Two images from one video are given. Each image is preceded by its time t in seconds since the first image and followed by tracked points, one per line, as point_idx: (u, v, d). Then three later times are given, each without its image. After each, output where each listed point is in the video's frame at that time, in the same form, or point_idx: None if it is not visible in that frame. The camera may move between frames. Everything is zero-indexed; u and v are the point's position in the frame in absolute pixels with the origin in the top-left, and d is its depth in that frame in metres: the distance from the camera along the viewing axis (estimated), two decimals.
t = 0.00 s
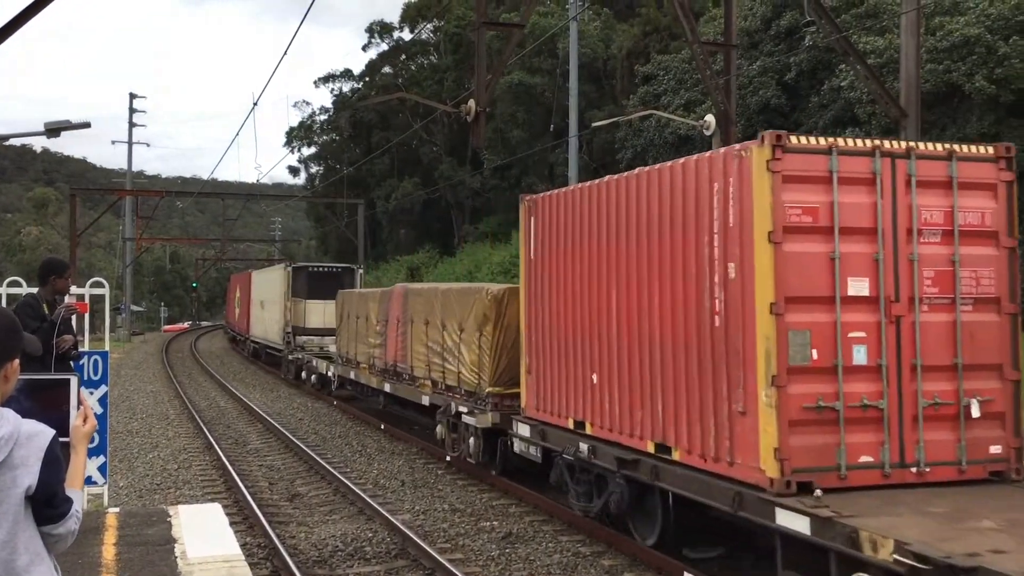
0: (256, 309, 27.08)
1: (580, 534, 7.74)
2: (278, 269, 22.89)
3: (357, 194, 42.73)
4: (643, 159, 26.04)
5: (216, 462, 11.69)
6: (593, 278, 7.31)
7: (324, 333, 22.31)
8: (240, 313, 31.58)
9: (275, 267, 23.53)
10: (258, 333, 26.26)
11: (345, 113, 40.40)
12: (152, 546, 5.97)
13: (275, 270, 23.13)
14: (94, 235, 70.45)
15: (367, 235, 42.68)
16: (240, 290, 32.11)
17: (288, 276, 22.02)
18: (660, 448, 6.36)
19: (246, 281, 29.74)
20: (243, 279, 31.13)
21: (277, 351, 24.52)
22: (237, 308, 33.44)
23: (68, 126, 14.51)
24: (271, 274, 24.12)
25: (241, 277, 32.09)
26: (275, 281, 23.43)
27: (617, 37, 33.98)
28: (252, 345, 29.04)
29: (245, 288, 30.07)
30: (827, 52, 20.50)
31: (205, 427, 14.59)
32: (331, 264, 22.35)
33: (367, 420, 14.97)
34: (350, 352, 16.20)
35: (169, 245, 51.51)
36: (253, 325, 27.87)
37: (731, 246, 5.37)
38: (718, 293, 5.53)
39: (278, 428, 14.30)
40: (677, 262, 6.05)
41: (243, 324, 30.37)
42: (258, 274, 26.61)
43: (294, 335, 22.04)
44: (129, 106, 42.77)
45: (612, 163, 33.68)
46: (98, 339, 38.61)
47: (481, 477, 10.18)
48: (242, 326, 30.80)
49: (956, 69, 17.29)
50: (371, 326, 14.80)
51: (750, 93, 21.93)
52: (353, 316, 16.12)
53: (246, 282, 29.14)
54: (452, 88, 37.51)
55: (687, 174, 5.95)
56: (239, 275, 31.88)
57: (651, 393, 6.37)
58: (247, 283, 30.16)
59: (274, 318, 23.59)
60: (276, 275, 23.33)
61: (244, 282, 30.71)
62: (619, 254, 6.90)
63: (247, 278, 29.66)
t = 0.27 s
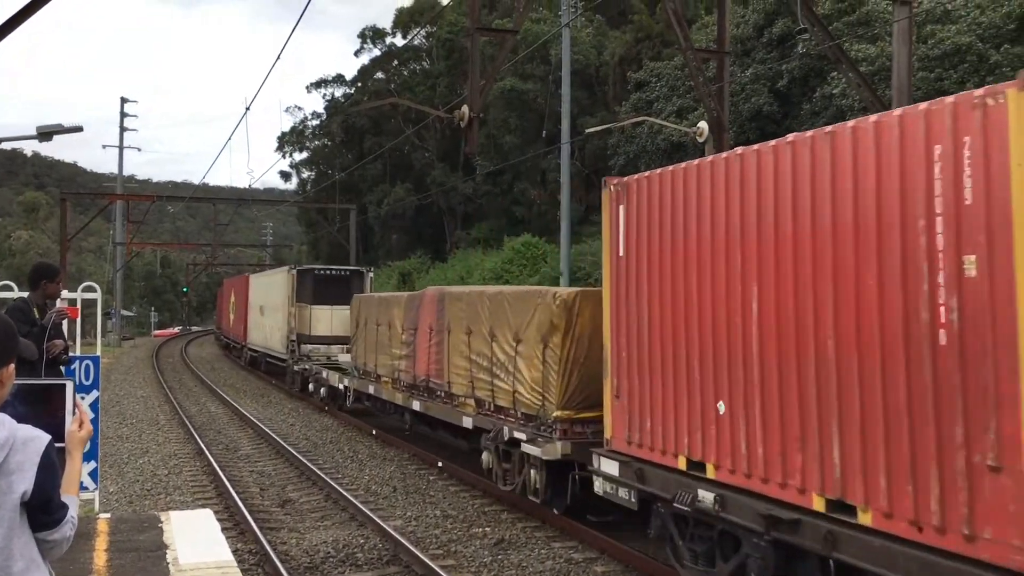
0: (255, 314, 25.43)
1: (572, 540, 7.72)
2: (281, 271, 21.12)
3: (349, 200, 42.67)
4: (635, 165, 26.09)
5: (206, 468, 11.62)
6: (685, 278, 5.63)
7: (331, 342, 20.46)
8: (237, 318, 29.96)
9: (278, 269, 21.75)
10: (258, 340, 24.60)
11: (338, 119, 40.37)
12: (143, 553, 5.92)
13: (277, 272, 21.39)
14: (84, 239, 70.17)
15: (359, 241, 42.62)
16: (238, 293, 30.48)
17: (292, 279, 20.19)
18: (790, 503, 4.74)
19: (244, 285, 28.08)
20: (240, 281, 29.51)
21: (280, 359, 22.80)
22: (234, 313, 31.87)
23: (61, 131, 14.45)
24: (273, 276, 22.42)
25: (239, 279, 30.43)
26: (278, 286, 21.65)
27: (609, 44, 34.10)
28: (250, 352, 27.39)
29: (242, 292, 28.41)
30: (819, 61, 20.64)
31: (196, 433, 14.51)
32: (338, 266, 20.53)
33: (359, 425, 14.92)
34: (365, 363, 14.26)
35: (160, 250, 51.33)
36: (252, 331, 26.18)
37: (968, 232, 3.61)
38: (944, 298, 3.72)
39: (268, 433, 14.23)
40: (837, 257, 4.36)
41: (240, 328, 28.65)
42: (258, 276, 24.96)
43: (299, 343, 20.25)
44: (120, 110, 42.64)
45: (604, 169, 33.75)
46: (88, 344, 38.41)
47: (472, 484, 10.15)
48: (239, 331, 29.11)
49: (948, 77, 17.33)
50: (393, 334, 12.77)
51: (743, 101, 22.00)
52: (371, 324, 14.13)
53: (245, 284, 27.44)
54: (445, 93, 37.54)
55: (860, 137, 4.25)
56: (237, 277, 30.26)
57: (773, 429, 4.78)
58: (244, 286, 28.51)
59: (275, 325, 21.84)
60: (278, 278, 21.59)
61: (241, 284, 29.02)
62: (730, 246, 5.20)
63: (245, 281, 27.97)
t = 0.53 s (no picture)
0: (259, 322, 23.78)
1: (568, 550, 7.71)
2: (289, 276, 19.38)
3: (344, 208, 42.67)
4: (631, 174, 26.13)
5: (201, 477, 11.58)
6: (786, 273, 4.70)
7: (345, 353, 18.75)
8: (238, 327, 28.37)
9: (287, 274, 19.98)
10: (264, 350, 22.93)
11: (334, 127, 40.40)
12: (138, 561, 5.89)
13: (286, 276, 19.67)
14: (79, 246, 70.05)
15: (354, 249, 42.59)
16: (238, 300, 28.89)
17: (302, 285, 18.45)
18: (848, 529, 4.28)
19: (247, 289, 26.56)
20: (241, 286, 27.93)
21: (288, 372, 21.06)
22: (233, 322, 30.27)
23: (57, 138, 14.44)
24: (279, 281, 20.65)
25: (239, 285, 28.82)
26: (286, 292, 19.87)
27: (605, 53, 34.20)
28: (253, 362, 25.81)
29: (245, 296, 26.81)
30: (814, 70, 20.74)
31: (190, 441, 14.45)
32: (353, 272, 18.82)
33: (354, 433, 14.88)
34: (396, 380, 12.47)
35: (155, 257, 51.22)
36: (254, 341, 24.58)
37: None
38: None
39: (263, 442, 14.18)
40: (979, 256, 3.55)
41: (242, 338, 27.06)
42: (263, 280, 23.34)
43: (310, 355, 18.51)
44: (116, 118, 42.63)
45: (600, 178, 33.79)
46: (83, 352, 38.28)
47: (468, 492, 10.11)
48: (241, 341, 27.60)
49: (943, 87, 17.35)
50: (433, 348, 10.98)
51: (738, 110, 22.05)
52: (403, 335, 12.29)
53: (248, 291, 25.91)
54: (440, 102, 37.60)
55: (974, 121, 3.61)
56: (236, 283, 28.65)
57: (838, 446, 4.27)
58: (246, 290, 26.98)
59: (282, 335, 20.08)
60: (287, 284, 19.84)
61: (243, 291, 27.37)
62: (847, 237, 4.28)
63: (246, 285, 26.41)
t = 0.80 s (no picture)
0: (268, 331, 22.19)
1: (566, 559, 7.69)
2: (304, 282, 17.74)
3: (343, 217, 42.68)
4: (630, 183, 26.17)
5: (199, 485, 11.56)
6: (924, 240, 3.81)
7: (365, 366, 17.10)
8: (242, 335, 26.75)
9: (300, 279, 18.35)
10: (272, 362, 21.33)
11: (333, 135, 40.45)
12: (136, 571, 5.86)
13: (301, 282, 18.02)
14: (77, 254, 69.97)
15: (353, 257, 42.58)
16: (241, 307, 27.32)
17: (319, 292, 16.79)
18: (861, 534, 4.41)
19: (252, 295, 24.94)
20: (247, 292, 26.32)
21: (301, 385, 19.45)
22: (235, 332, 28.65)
23: (56, 146, 14.45)
24: (292, 287, 19.03)
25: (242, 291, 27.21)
26: (300, 299, 18.20)
27: (604, 63, 34.31)
28: (259, 373, 24.23)
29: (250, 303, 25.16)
30: (812, 80, 20.83)
31: (189, 449, 14.42)
32: (374, 276, 17.16)
33: (352, 442, 14.86)
34: (434, 399, 10.81)
35: (153, 266, 51.17)
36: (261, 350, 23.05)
37: None
38: None
39: (261, 451, 14.15)
40: None
41: (247, 347, 25.46)
42: (272, 285, 21.70)
43: (328, 368, 16.87)
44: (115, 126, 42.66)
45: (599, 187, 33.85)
46: (80, 361, 38.19)
47: (466, 502, 10.10)
48: (245, 351, 26.01)
49: (941, 97, 17.47)
50: (484, 367, 9.31)
51: (736, 120, 22.10)
52: (441, 348, 10.66)
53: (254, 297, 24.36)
54: (440, 110, 37.67)
55: None
56: (240, 289, 27.04)
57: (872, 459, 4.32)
58: (252, 296, 25.36)
59: (296, 346, 18.43)
60: (301, 290, 18.18)
61: (248, 298, 25.72)
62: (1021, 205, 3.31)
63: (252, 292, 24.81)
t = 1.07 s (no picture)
0: (280, 338, 20.78)
1: (566, 566, 7.66)
2: (324, 284, 16.27)
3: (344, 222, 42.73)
4: (631, 189, 26.19)
5: (198, 490, 11.54)
6: None
7: (391, 377, 15.60)
8: (250, 343, 25.28)
9: (321, 281, 16.90)
10: (286, 372, 19.87)
11: (334, 141, 40.52)
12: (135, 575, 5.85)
13: (321, 284, 16.57)
14: (78, 259, 70.06)
15: (354, 262, 42.62)
16: (249, 312, 25.89)
17: (342, 294, 15.29)
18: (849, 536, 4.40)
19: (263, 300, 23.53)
20: (257, 296, 24.89)
21: (318, 397, 17.97)
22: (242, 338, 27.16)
23: (58, 151, 14.48)
24: (311, 290, 17.54)
25: (250, 296, 25.76)
26: (320, 303, 16.68)
27: (605, 69, 34.36)
28: (268, 384, 22.75)
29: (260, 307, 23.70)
30: (813, 87, 20.87)
31: (188, 454, 14.42)
32: (402, 278, 15.68)
33: (352, 447, 14.85)
34: (487, 420, 9.15)
35: (154, 270, 51.22)
36: (272, 359, 21.60)
37: None
38: None
39: (261, 456, 14.15)
40: None
41: (256, 356, 23.98)
42: (287, 289, 20.27)
43: (351, 379, 15.34)
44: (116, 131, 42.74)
45: (600, 193, 33.87)
46: (81, 366, 38.20)
47: (465, 509, 10.08)
48: (253, 360, 24.49)
49: (941, 105, 17.54)
50: (562, 386, 7.42)
51: (737, 127, 22.12)
52: (501, 359, 8.84)
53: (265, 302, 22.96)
54: (441, 116, 37.71)
55: None
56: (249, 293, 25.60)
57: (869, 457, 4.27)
58: (262, 301, 23.94)
59: (314, 354, 16.92)
60: (322, 293, 16.69)
61: (258, 302, 24.25)
62: None
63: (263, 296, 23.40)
